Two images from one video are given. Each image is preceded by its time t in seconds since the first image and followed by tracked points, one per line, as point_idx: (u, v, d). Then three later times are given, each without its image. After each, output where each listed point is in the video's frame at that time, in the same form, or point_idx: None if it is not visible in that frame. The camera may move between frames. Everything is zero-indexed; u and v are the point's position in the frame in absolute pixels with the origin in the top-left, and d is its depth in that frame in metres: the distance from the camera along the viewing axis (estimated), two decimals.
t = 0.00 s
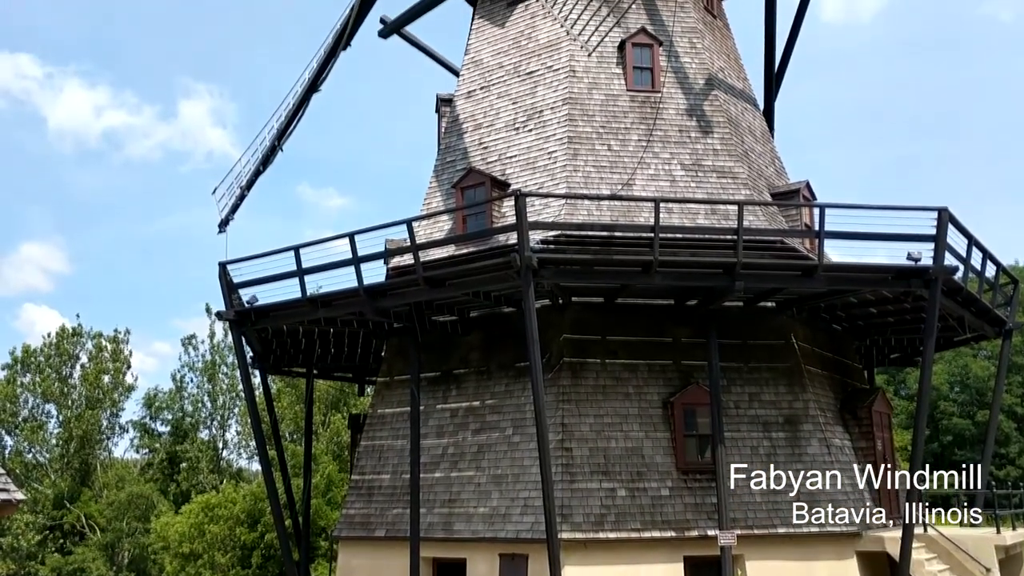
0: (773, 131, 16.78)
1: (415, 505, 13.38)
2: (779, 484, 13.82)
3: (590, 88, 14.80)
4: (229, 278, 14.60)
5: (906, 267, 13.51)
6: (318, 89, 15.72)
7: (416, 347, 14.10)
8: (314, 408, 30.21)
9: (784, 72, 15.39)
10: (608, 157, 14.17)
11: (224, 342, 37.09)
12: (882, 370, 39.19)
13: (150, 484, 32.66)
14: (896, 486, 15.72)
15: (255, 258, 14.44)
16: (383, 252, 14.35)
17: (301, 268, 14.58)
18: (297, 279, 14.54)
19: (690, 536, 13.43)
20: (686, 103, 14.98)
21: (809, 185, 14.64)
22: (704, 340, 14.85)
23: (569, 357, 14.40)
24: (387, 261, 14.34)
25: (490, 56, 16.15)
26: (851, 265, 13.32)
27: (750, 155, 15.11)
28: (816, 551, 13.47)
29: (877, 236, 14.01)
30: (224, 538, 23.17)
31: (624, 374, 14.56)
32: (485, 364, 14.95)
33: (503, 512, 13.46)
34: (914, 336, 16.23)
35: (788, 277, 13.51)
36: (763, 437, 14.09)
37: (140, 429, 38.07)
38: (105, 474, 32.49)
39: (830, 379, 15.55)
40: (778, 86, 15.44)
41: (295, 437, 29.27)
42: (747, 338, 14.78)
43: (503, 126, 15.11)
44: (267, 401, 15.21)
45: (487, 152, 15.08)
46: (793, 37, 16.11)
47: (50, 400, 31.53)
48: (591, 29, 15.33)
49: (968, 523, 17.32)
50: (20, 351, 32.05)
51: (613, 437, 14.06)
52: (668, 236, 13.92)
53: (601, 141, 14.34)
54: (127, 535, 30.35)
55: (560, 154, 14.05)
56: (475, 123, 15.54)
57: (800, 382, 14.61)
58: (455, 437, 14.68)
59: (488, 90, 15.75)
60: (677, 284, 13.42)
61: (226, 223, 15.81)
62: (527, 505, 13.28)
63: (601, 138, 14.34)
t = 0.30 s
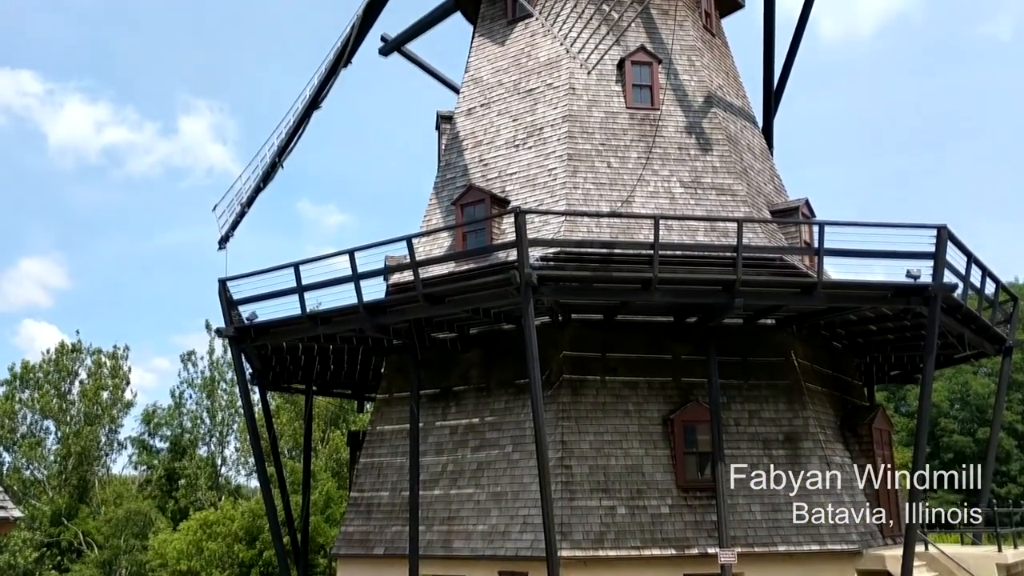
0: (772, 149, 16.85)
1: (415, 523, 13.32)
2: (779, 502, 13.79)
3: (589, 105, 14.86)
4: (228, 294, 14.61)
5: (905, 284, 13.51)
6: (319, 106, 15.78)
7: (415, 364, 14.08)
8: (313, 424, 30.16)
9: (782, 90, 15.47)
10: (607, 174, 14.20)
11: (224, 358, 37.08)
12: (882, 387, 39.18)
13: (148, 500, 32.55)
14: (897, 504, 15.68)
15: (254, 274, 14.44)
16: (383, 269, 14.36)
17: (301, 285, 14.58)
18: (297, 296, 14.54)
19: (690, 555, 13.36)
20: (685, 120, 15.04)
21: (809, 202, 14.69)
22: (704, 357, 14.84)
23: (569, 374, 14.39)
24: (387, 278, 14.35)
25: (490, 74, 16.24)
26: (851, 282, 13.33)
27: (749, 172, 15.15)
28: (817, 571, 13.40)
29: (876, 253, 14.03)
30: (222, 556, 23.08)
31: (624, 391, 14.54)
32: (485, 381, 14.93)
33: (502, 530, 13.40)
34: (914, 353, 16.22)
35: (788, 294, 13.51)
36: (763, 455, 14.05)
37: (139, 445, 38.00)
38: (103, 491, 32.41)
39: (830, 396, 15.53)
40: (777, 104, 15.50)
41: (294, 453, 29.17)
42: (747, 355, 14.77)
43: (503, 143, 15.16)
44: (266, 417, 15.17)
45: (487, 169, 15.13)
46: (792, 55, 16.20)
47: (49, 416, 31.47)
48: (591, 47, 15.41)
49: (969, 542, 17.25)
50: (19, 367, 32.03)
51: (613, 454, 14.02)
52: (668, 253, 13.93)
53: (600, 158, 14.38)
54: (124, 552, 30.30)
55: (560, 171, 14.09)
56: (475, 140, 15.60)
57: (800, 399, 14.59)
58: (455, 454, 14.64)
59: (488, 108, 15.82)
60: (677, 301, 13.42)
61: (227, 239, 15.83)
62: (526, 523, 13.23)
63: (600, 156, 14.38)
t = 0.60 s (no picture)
0: (772, 170, 16.90)
1: (415, 546, 13.26)
2: (781, 524, 13.71)
3: (589, 127, 14.92)
4: (229, 315, 14.62)
5: (906, 305, 13.51)
6: (320, 127, 15.85)
7: (416, 386, 14.06)
8: (314, 444, 30.11)
9: (782, 111, 15.53)
10: (608, 196, 14.23)
11: (224, 379, 37.08)
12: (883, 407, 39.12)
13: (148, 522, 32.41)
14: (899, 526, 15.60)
15: (255, 295, 14.44)
16: (383, 290, 14.36)
17: (301, 306, 14.58)
18: (298, 317, 14.54)
19: None
20: (685, 142, 15.09)
21: (809, 223, 14.71)
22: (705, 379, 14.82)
23: (570, 396, 14.36)
24: (387, 299, 14.35)
25: (490, 96, 16.33)
26: (852, 303, 13.32)
27: (749, 194, 15.18)
28: None
29: (876, 274, 14.03)
30: None
31: (625, 412, 14.51)
32: (485, 402, 14.91)
33: (503, 553, 13.34)
34: (915, 374, 16.19)
35: (788, 315, 13.48)
36: (765, 477, 14.00)
37: (138, 466, 37.93)
38: (103, 512, 32.30)
39: (831, 417, 15.49)
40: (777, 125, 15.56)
41: (294, 475, 29.04)
42: (748, 377, 14.75)
43: (504, 165, 15.21)
44: (266, 438, 15.12)
45: (487, 190, 15.17)
46: (791, 76, 16.27)
47: (48, 437, 31.46)
48: (591, 69, 15.49)
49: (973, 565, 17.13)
50: (20, 388, 32.03)
51: (614, 476, 13.97)
52: (668, 275, 13.94)
53: (600, 180, 14.41)
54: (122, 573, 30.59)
55: (560, 192, 14.12)
56: (476, 161, 15.66)
57: (801, 421, 14.55)
58: (455, 476, 14.59)
59: (489, 130, 15.89)
60: (678, 322, 13.40)
61: (228, 260, 15.86)
62: (527, 545, 13.16)
63: (601, 177, 14.41)
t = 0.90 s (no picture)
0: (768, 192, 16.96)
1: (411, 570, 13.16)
2: (780, 546, 13.61)
3: (586, 149, 14.97)
4: (225, 338, 14.59)
5: (903, 327, 13.51)
6: (318, 150, 15.90)
7: (412, 408, 14.01)
8: (310, 466, 29.99)
9: (777, 134, 15.60)
10: (604, 218, 14.26)
11: (220, 402, 36.98)
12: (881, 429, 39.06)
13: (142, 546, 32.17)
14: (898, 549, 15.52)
15: (252, 318, 14.46)
16: (380, 312, 14.35)
17: (298, 328, 14.56)
18: (294, 339, 14.51)
19: None
20: (681, 164, 15.15)
21: (804, 246, 14.68)
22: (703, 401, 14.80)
23: (567, 418, 14.32)
24: (384, 321, 14.34)
25: (487, 118, 16.40)
26: (848, 325, 13.33)
27: (745, 216, 15.22)
28: None
29: (873, 296, 14.04)
30: None
31: (622, 435, 14.47)
32: (482, 425, 14.86)
33: None
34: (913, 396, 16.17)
35: (785, 337, 13.48)
36: (763, 499, 13.94)
37: (133, 489, 37.75)
38: (97, 536, 32.07)
39: (829, 439, 15.47)
40: (772, 148, 15.62)
41: (289, 497, 28.82)
42: (745, 399, 14.74)
43: (501, 187, 15.26)
44: (263, 461, 15.05)
45: (485, 213, 15.20)
46: (786, 99, 16.36)
47: (43, 460, 31.39)
48: (588, 91, 15.56)
49: None
50: (15, 411, 32.02)
51: (611, 498, 13.91)
52: (665, 296, 13.94)
53: (597, 202, 14.44)
54: None
55: (557, 214, 14.14)
56: (473, 183, 15.70)
57: (799, 443, 14.52)
58: (452, 499, 14.51)
59: (486, 152, 15.95)
60: (675, 344, 13.39)
61: (225, 282, 15.86)
62: (524, 569, 13.07)
63: (597, 199, 14.45)
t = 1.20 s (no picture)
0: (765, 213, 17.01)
1: None
2: (780, 568, 13.53)
3: (584, 170, 15.02)
4: (223, 358, 14.57)
5: (901, 348, 13.52)
6: (317, 170, 15.94)
7: (410, 429, 13.97)
8: (307, 486, 29.86)
9: (775, 155, 15.67)
10: (603, 238, 14.28)
11: (217, 422, 36.86)
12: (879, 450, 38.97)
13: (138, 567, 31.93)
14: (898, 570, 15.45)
15: (250, 337, 14.45)
16: (378, 331, 14.34)
17: (296, 348, 14.53)
18: (292, 359, 14.48)
19: None
20: (679, 185, 15.21)
21: (803, 265, 14.76)
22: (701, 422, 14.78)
23: (565, 439, 14.28)
24: (382, 341, 14.33)
25: (486, 139, 16.47)
26: (846, 345, 13.34)
27: (743, 236, 15.26)
28: None
29: (870, 317, 14.06)
30: None
31: (621, 455, 14.43)
32: (480, 445, 14.82)
33: None
34: (911, 417, 16.16)
35: (784, 357, 13.48)
36: (762, 520, 13.89)
37: (129, 510, 37.52)
38: (92, 557, 31.84)
39: (828, 460, 15.44)
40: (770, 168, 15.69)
41: (286, 518, 28.64)
42: (743, 419, 14.72)
43: (499, 207, 15.29)
44: (259, 481, 14.98)
45: (483, 233, 15.23)
46: (783, 120, 16.45)
47: (38, 480, 31.24)
48: (586, 112, 15.65)
49: None
50: (11, 430, 31.91)
51: (609, 519, 13.85)
52: (663, 317, 13.95)
53: (595, 222, 14.48)
54: None
55: (555, 235, 14.17)
56: (471, 204, 15.74)
57: (797, 464, 14.49)
58: (450, 520, 14.44)
59: (484, 172, 16.00)
60: (673, 364, 13.38)
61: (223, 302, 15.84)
62: None
63: (595, 220, 14.48)
